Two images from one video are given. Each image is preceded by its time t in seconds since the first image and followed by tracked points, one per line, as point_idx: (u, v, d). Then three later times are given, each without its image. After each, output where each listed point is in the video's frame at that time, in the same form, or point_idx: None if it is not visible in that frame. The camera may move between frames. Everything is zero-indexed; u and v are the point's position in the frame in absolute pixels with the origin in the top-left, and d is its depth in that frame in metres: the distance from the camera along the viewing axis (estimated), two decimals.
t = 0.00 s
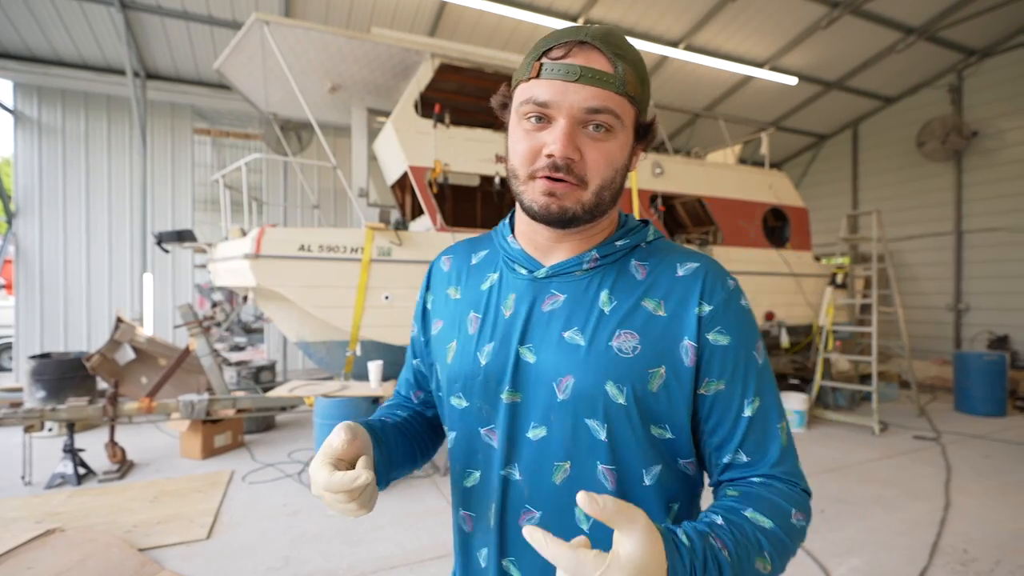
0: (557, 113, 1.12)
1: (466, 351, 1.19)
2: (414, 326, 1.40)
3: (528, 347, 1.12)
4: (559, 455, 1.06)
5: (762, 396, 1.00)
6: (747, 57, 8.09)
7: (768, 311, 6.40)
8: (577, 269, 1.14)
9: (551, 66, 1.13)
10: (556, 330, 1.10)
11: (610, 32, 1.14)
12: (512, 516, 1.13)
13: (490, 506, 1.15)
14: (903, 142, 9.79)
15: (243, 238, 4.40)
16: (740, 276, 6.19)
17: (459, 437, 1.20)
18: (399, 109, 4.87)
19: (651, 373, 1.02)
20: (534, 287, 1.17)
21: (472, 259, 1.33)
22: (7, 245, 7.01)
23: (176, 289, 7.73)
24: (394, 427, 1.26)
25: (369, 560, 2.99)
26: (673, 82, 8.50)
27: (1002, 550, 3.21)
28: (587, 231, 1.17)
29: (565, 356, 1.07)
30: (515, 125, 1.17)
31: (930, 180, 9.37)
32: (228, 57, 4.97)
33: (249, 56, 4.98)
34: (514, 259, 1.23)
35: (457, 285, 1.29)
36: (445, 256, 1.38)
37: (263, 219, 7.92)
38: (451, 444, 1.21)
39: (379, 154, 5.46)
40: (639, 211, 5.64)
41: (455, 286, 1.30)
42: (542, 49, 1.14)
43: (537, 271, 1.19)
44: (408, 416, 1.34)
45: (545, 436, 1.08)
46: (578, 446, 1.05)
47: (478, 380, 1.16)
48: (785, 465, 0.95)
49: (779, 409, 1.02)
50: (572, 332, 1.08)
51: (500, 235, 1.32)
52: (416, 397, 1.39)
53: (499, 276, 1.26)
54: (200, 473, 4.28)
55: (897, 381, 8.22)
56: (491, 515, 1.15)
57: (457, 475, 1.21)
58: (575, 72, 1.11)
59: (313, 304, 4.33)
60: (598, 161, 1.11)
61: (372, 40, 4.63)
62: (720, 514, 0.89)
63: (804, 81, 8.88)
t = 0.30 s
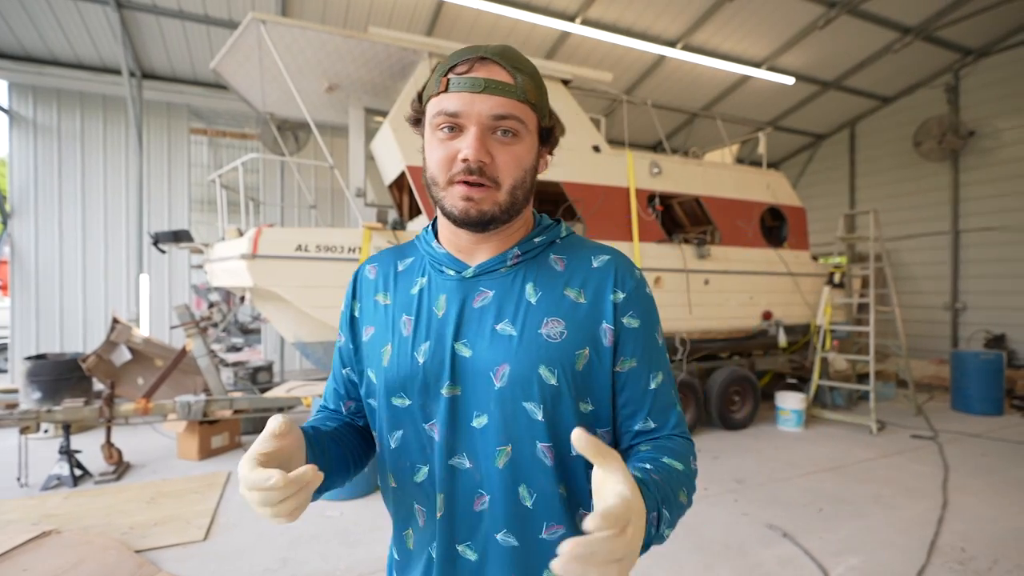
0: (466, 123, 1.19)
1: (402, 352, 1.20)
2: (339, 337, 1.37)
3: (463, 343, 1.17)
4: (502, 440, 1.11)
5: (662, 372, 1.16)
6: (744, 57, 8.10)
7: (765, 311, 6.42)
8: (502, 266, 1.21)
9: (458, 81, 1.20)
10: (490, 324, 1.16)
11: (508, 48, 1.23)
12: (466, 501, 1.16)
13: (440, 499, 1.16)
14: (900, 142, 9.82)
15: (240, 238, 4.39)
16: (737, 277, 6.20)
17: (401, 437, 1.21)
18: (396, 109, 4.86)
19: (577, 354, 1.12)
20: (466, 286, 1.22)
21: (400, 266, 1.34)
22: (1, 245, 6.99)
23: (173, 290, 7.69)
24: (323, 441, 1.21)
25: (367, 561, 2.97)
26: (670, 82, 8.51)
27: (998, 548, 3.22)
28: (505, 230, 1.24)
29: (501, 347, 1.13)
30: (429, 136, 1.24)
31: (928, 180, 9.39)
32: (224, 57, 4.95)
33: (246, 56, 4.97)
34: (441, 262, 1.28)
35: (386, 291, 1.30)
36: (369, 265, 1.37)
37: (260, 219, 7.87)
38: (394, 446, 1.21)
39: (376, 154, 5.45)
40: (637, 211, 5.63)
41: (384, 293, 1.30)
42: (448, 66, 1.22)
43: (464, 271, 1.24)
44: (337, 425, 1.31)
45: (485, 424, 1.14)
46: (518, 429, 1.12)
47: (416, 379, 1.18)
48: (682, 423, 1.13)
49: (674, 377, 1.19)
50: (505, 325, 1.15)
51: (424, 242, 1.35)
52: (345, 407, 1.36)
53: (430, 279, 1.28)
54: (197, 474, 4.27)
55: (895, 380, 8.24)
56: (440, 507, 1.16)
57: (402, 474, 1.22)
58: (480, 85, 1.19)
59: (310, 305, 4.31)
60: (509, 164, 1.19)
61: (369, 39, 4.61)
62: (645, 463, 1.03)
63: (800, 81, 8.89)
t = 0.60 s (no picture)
0: (449, 120, 1.18)
1: (389, 353, 1.17)
2: (316, 347, 1.31)
3: (455, 341, 1.16)
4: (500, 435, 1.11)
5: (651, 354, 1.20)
6: (742, 56, 8.11)
7: (764, 310, 6.42)
8: (492, 262, 1.22)
9: (439, 77, 1.19)
10: (484, 319, 1.16)
11: (487, 45, 1.22)
12: (462, 502, 1.15)
13: (435, 502, 1.14)
14: (898, 141, 9.84)
15: (238, 239, 4.38)
16: (735, 276, 6.21)
17: (392, 442, 1.17)
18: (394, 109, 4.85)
19: (572, 343, 1.14)
20: (457, 284, 1.20)
21: (382, 269, 1.30)
22: None
23: (171, 290, 7.67)
24: (304, 465, 1.14)
25: (366, 561, 2.97)
26: (668, 82, 8.52)
27: (996, 547, 3.22)
28: (488, 229, 1.24)
29: (496, 340, 1.13)
30: (409, 134, 1.22)
31: (925, 180, 9.41)
32: (221, 56, 4.94)
33: (243, 55, 4.96)
34: (427, 263, 1.25)
35: (367, 295, 1.26)
36: (345, 270, 1.32)
37: (258, 220, 7.86)
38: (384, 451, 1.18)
39: (374, 154, 5.43)
40: (635, 211, 5.62)
41: (366, 296, 1.26)
42: (427, 62, 1.21)
43: (453, 270, 1.23)
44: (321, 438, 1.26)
45: (482, 421, 1.13)
46: (516, 422, 1.12)
47: (406, 380, 1.16)
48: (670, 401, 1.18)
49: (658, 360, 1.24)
50: (499, 320, 1.15)
51: (405, 243, 1.32)
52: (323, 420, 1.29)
53: (416, 278, 1.25)
54: (195, 475, 4.25)
55: (893, 379, 8.26)
56: (436, 511, 1.15)
57: (393, 480, 1.18)
58: (462, 80, 1.17)
59: (308, 305, 4.30)
60: (492, 159, 1.18)
61: (368, 38, 4.60)
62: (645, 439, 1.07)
63: (798, 81, 8.90)
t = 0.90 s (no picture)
0: (503, 107, 1.18)
1: (414, 346, 1.15)
2: (327, 336, 1.26)
3: (487, 338, 1.15)
4: (532, 439, 1.11)
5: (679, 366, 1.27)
6: (741, 57, 8.12)
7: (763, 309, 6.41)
8: (526, 260, 1.22)
9: (496, 62, 1.19)
10: (518, 318, 1.15)
11: (547, 36, 1.24)
12: (484, 511, 1.13)
13: (456, 508, 1.13)
14: (897, 142, 9.86)
15: (237, 239, 4.38)
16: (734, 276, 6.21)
17: (411, 443, 1.14)
18: (394, 109, 4.85)
19: (609, 348, 1.16)
20: (487, 279, 1.20)
21: (402, 257, 1.27)
22: None
23: (170, 290, 7.67)
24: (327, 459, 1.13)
25: (366, 561, 2.97)
26: (667, 82, 8.53)
27: (995, 546, 3.23)
28: (525, 227, 1.25)
29: (532, 341, 1.13)
30: (457, 116, 1.21)
31: (923, 180, 9.43)
32: (221, 56, 4.95)
33: (243, 55, 4.97)
34: (455, 254, 1.24)
35: (387, 283, 1.22)
36: (362, 256, 1.28)
37: (258, 219, 7.86)
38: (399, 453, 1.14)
39: (374, 154, 5.43)
40: (634, 210, 5.62)
41: (387, 284, 1.22)
42: (486, 44, 1.21)
43: (484, 265, 1.21)
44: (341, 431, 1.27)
45: (511, 425, 1.12)
46: (549, 429, 1.12)
47: (433, 377, 1.13)
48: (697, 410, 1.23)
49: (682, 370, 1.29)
50: (535, 319, 1.15)
51: (430, 233, 1.30)
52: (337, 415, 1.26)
53: (443, 269, 1.23)
54: (194, 475, 4.25)
55: (892, 378, 8.28)
56: (457, 519, 1.13)
57: (408, 483, 1.15)
58: (521, 67, 1.18)
59: (308, 305, 4.30)
60: (542, 154, 1.19)
61: (367, 38, 4.60)
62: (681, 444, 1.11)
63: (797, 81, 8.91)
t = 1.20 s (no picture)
0: (603, 146, 1.09)
1: (435, 361, 1.06)
2: (303, 347, 1.07)
3: (512, 352, 1.12)
4: (560, 456, 1.11)
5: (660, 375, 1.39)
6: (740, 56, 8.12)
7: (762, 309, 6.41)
8: (548, 270, 1.22)
9: (604, 93, 1.07)
10: (543, 332, 1.15)
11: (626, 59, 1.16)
12: (510, 534, 1.08)
13: (484, 536, 1.06)
14: (896, 142, 9.87)
15: (237, 238, 4.39)
16: (733, 276, 6.22)
17: (431, 469, 1.04)
18: (393, 109, 4.86)
19: (622, 362, 1.23)
20: (509, 289, 1.16)
21: (402, 259, 1.16)
22: None
23: (170, 290, 7.68)
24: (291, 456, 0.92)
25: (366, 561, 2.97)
26: (667, 82, 8.53)
27: (994, 546, 3.24)
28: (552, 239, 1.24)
29: (560, 356, 1.14)
30: (550, 142, 1.07)
31: (922, 180, 9.44)
32: (221, 56, 4.96)
33: (242, 55, 4.98)
34: (472, 261, 1.17)
35: (391, 288, 1.11)
36: (351, 255, 1.13)
37: (257, 219, 7.87)
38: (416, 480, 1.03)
39: (373, 154, 5.43)
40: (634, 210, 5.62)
41: (392, 291, 1.11)
42: (592, 66, 1.06)
43: (505, 273, 1.18)
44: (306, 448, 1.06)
45: (540, 442, 1.11)
46: (577, 445, 1.13)
47: (460, 394, 1.06)
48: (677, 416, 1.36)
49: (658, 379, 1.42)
50: (559, 333, 1.16)
51: (434, 234, 1.21)
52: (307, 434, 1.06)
53: (455, 277, 1.15)
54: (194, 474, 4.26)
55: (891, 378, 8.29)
56: (484, 548, 1.06)
57: (426, 515, 1.04)
58: (625, 104, 1.09)
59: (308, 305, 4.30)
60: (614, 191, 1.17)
61: (367, 38, 4.61)
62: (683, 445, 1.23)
63: (797, 81, 8.92)
